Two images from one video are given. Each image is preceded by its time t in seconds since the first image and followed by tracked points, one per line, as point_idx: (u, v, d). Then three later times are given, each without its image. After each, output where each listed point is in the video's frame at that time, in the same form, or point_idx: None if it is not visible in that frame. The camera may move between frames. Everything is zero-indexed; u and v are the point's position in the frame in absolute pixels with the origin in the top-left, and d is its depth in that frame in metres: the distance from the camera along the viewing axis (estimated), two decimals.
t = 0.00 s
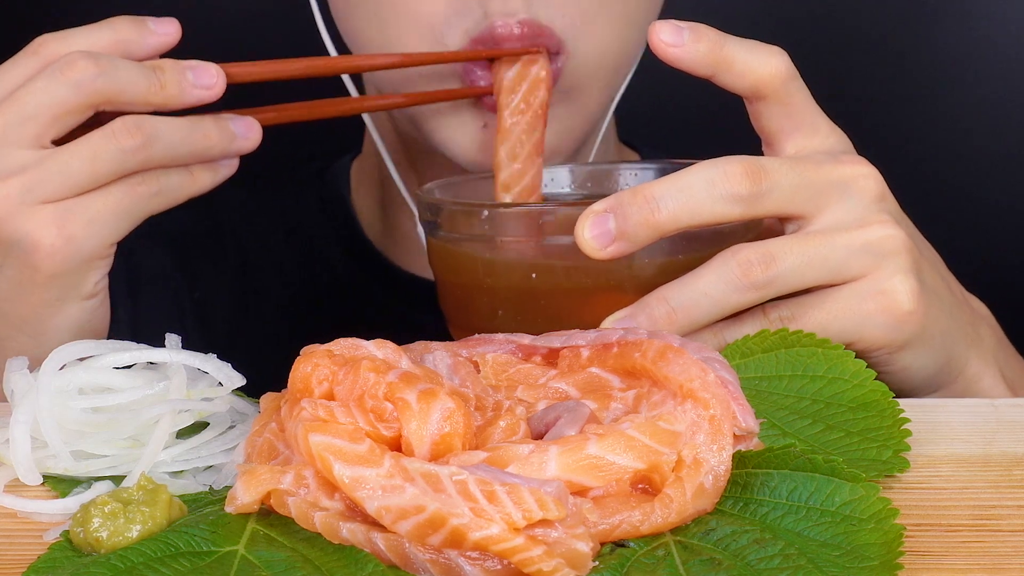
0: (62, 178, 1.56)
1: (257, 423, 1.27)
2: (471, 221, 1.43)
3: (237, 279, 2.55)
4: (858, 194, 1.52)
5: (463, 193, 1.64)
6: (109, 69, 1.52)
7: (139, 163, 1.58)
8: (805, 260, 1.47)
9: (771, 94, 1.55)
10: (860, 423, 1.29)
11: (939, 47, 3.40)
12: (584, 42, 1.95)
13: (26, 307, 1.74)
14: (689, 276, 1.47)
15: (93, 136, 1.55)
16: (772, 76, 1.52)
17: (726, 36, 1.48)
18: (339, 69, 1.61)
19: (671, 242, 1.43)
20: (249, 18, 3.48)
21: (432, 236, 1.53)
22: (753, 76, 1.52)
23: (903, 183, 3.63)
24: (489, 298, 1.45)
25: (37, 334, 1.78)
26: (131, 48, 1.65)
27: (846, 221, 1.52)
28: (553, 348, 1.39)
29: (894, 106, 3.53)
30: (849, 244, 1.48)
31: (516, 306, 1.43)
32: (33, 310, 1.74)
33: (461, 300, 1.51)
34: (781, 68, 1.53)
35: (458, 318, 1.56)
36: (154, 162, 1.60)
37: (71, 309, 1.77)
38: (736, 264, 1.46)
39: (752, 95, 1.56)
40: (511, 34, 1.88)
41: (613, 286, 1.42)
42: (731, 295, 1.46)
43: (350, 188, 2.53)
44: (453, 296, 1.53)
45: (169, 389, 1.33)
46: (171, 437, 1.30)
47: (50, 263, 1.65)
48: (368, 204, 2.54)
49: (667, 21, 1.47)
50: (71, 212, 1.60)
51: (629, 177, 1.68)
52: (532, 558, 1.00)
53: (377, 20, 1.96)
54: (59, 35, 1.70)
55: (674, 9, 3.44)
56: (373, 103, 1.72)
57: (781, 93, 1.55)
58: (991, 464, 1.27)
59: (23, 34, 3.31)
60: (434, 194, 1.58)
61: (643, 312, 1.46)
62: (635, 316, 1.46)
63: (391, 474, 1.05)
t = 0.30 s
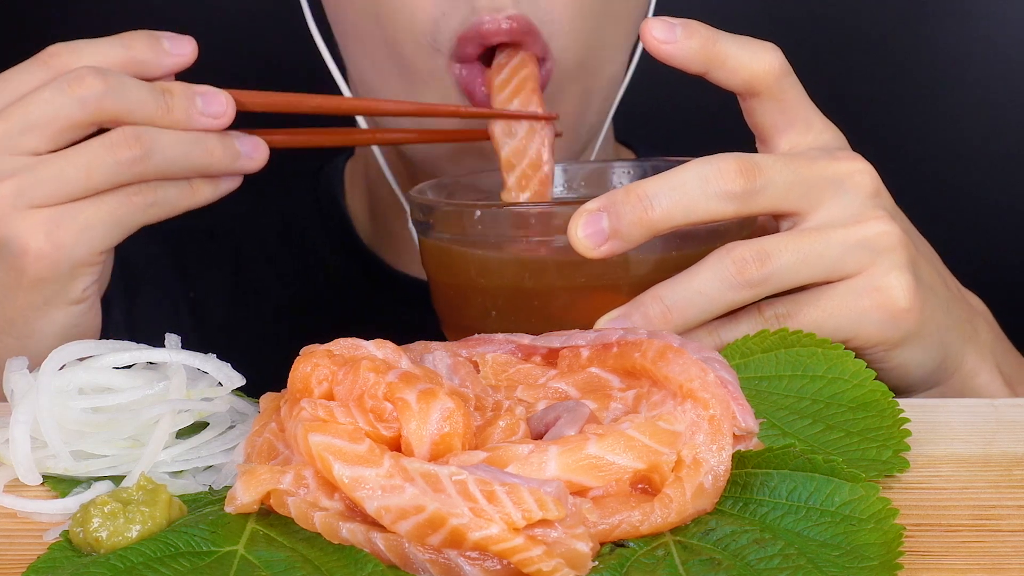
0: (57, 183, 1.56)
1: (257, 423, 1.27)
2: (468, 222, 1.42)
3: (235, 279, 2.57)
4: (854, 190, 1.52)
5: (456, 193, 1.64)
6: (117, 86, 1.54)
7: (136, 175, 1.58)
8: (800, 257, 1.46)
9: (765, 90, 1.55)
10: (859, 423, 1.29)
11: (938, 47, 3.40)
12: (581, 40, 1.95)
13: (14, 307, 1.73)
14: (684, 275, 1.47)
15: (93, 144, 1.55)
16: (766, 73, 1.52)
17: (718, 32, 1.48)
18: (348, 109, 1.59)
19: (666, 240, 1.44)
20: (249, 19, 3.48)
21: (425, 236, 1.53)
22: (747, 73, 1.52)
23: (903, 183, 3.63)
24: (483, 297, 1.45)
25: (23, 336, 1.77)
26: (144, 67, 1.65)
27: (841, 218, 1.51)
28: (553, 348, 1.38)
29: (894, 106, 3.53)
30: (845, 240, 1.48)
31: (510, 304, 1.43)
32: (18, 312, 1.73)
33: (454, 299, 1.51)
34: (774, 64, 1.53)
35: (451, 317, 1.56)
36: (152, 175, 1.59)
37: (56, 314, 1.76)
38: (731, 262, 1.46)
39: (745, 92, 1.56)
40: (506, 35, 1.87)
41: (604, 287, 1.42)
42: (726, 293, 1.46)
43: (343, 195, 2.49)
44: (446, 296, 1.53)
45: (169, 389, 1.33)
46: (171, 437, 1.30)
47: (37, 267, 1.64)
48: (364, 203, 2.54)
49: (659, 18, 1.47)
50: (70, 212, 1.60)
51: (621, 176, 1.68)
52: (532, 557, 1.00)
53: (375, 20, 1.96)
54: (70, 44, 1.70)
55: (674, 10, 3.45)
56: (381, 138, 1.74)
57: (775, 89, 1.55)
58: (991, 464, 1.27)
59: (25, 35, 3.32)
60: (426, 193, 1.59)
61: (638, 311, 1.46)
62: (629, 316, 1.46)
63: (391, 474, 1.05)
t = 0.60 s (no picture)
0: (47, 166, 1.56)
1: (257, 423, 1.27)
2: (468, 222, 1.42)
3: (233, 277, 2.56)
4: (852, 190, 1.52)
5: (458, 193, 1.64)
6: (101, 70, 1.54)
7: (125, 154, 1.57)
8: (799, 258, 1.47)
9: (764, 91, 1.55)
10: (860, 423, 1.29)
11: (939, 47, 3.40)
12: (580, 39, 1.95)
13: (13, 292, 1.73)
14: (683, 276, 1.47)
15: (79, 125, 1.54)
16: (765, 73, 1.52)
17: (717, 33, 1.48)
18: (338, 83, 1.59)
19: (665, 241, 1.44)
20: (249, 19, 3.46)
21: (425, 236, 1.53)
22: (746, 73, 1.52)
23: (904, 183, 3.62)
24: (482, 297, 1.45)
25: (23, 322, 1.77)
26: (128, 51, 1.65)
27: (840, 218, 1.51)
28: (553, 348, 1.38)
29: (894, 106, 3.53)
30: (844, 240, 1.48)
31: (510, 306, 1.43)
32: (19, 294, 1.73)
33: (453, 299, 1.51)
34: (773, 65, 1.53)
35: (451, 317, 1.56)
36: (141, 154, 1.58)
37: (55, 295, 1.76)
38: (729, 262, 1.46)
39: (745, 92, 1.56)
40: (505, 35, 1.86)
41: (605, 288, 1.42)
42: (725, 294, 1.46)
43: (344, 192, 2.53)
44: (445, 296, 1.54)
45: (169, 389, 1.33)
46: (171, 437, 1.30)
47: (30, 248, 1.65)
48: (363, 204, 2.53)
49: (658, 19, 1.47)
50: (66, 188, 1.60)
51: (621, 176, 1.69)
52: (532, 558, 1.00)
53: (375, 19, 1.95)
54: (53, 32, 1.71)
55: (673, 9, 3.44)
56: (368, 110, 1.68)
57: (774, 90, 1.55)
58: (991, 464, 1.27)
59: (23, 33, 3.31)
60: (426, 194, 1.59)
61: (637, 312, 1.46)
62: (628, 316, 1.46)
63: (391, 474, 1.05)
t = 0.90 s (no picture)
0: (49, 166, 1.56)
1: (257, 423, 1.27)
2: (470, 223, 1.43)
3: (232, 278, 2.55)
4: (855, 192, 1.52)
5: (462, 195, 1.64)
6: (102, 68, 1.55)
7: (126, 152, 1.57)
8: (802, 261, 1.47)
9: (768, 93, 1.54)
10: (859, 423, 1.29)
11: (939, 47, 3.40)
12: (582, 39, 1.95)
13: (14, 290, 1.72)
14: (686, 278, 1.47)
15: (80, 124, 1.54)
16: (769, 75, 1.52)
17: (720, 35, 1.48)
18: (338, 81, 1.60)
19: (668, 243, 1.43)
20: (250, 19, 3.45)
21: (427, 237, 1.54)
22: (750, 76, 1.52)
23: (904, 183, 3.62)
24: (485, 299, 1.45)
25: (29, 316, 1.75)
26: (127, 50, 1.65)
27: (843, 221, 1.51)
28: (553, 348, 1.38)
29: (894, 106, 3.52)
30: (847, 243, 1.48)
31: (512, 306, 1.43)
32: (20, 292, 1.72)
33: (455, 300, 1.52)
34: (777, 67, 1.52)
35: (452, 316, 1.56)
36: (143, 151, 1.58)
37: (57, 293, 1.76)
38: (732, 265, 1.46)
39: (749, 95, 1.56)
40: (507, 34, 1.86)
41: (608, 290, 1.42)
42: (728, 296, 1.46)
43: (345, 191, 2.52)
44: (448, 297, 1.54)
45: (169, 389, 1.33)
46: (171, 437, 1.30)
47: (36, 245, 1.63)
48: (365, 206, 2.52)
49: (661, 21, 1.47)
50: (68, 186, 1.60)
51: (625, 177, 1.68)
52: (532, 558, 1.00)
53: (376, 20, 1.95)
54: (54, 32, 1.71)
55: (674, 9, 3.44)
56: (367, 106, 1.70)
57: (778, 92, 1.55)
58: (991, 464, 1.27)
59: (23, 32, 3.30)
60: (430, 195, 1.59)
61: (640, 313, 1.45)
62: (631, 318, 1.45)
63: (391, 474, 1.05)
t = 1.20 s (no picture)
0: (51, 174, 1.56)
1: (257, 423, 1.27)
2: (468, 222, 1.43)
3: (232, 278, 2.56)
4: (854, 190, 1.52)
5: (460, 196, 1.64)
6: (103, 77, 1.55)
7: (127, 161, 1.57)
8: (800, 259, 1.46)
9: (765, 91, 1.54)
10: (859, 423, 1.29)
11: (938, 47, 3.40)
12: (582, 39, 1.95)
13: (16, 298, 1.72)
14: (684, 276, 1.47)
15: (81, 133, 1.55)
16: (766, 73, 1.52)
17: (718, 34, 1.48)
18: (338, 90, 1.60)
19: (666, 241, 1.44)
20: (249, 20, 3.45)
21: (427, 238, 1.54)
22: (748, 74, 1.52)
23: (904, 183, 3.62)
24: (483, 298, 1.45)
25: (28, 332, 1.77)
26: (129, 58, 1.65)
27: (841, 219, 1.51)
28: (553, 348, 1.38)
29: (893, 106, 3.52)
30: (845, 241, 1.48)
31: (511, 306, 1.43)
32: (22, 301, 1.72)
33: (454, 301, 1.52)
34: (774, 64, 1.53)
35: (451, 315, 1.56)
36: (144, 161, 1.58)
37: (60, 303, 1.75)
38: (731, 263, 1.46)
39: (746, 93, 1.56)
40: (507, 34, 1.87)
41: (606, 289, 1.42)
42: (726, 295, 1.46)
43: (345, 192, 2.52)
44: (447, 297, 1.54)
45: (169, 389, 1.33)
46: (171, 437, 1.30)
47: (37, 255, 1.64)
48: (365, 207, 2.52)
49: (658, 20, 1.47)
50: (69, 197, 1.60)
51: (624, 177, 1.69)
52: (532, 558, 1.00)
53: (374, 21, 1.95)
54: (54, 41, 1.71)
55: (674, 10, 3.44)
56: (368, 117, 1.70)
57: (775, 90, 1.55)
58: (991, 464, 1.27)
59: (24, 34, 3.30)
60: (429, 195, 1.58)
61: (638, 312, 1.45)
62: (629, 317, 1.45)
63: (391, 474, 1.05)
